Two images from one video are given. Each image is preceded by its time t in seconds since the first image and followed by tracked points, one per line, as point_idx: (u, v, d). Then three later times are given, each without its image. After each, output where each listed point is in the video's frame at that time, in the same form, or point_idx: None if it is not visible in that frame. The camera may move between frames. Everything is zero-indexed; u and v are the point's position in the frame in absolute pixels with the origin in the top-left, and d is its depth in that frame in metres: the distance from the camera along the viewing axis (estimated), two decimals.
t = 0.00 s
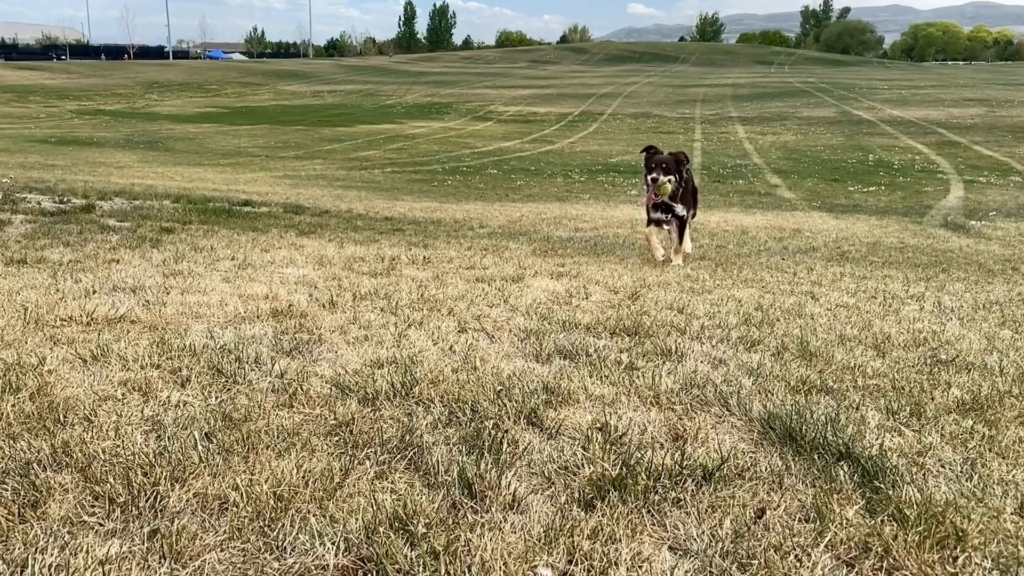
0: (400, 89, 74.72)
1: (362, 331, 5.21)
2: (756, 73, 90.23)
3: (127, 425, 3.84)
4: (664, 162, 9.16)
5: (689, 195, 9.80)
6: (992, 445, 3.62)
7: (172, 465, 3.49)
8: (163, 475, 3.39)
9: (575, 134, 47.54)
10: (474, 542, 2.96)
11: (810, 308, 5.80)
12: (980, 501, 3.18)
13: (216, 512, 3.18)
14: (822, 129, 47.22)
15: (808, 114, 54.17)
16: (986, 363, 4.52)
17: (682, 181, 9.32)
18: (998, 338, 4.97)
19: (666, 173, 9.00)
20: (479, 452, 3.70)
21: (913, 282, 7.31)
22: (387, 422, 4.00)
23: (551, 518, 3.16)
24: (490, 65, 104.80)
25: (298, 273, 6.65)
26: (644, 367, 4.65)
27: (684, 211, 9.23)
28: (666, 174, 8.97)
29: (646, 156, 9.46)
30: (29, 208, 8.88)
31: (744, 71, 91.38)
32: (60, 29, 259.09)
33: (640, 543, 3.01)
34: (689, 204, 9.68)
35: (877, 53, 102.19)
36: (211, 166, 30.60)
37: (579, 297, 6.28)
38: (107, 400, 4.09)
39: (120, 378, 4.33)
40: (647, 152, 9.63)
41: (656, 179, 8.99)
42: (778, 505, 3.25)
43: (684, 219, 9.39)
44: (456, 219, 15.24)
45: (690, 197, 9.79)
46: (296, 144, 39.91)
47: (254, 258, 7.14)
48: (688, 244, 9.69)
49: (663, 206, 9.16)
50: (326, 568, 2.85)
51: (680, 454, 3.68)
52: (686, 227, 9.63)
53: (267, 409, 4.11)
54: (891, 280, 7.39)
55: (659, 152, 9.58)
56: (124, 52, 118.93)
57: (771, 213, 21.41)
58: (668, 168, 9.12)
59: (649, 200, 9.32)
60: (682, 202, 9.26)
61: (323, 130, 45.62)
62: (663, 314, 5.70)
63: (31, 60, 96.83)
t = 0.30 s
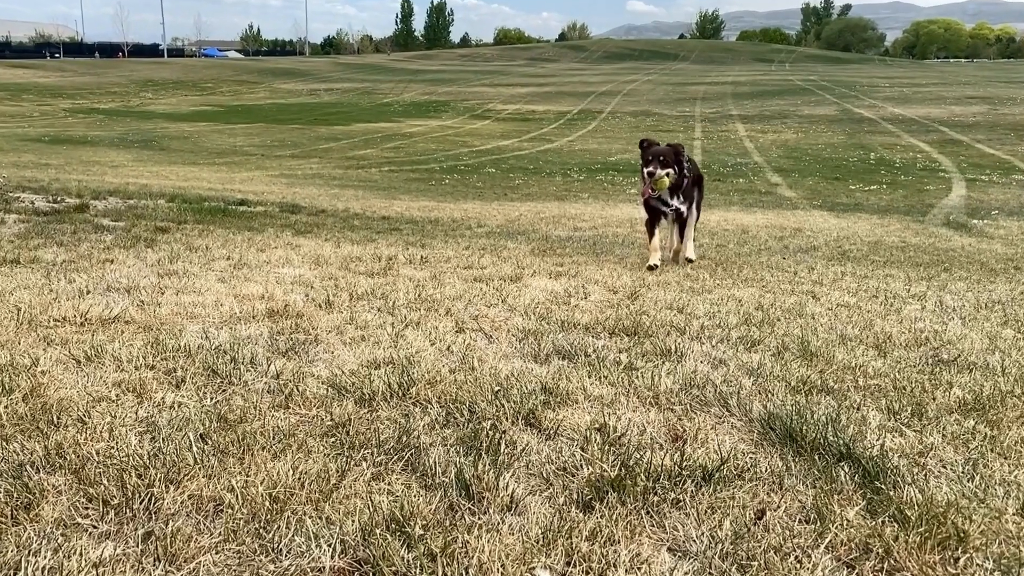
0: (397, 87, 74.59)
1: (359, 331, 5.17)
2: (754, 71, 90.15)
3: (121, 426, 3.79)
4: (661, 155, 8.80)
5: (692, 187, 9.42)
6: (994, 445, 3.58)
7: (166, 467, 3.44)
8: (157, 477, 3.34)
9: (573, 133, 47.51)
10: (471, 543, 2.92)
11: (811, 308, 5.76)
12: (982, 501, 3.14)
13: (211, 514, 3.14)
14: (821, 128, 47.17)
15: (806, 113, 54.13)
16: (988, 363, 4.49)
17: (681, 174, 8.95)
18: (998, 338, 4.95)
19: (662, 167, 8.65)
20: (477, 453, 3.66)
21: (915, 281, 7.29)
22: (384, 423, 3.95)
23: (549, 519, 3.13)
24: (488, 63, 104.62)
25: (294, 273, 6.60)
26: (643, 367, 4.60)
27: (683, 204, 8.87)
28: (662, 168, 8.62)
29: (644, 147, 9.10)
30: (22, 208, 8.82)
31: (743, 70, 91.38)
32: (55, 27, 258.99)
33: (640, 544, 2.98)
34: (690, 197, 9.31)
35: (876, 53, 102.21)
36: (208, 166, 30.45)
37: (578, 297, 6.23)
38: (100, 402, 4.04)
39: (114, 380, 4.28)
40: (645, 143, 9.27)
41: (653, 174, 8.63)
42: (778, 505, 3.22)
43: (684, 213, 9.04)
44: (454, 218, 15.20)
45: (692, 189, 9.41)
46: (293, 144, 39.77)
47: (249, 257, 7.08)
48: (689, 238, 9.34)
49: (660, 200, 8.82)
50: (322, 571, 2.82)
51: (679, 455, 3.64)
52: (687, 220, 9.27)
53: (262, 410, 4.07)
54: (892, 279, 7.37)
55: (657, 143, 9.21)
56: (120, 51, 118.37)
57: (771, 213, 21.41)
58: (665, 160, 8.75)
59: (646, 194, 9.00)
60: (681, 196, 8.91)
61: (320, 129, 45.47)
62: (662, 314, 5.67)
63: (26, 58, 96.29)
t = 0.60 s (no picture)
0: (395, 85, 74.45)
1: (356, 332, 5.13)
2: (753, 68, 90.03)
3: (116, 428, 3.75)
4: (658, 157, 8.57)
5: (692, 188, 9.18)
6: (995, 446, 3.55)
7: (162, 469, 3.41)
8: (153, 479, 3.31)
9: (572, 131, 47.43)
10: (469, 546, 2.89)
11: (811, 308, 5.72)
12: (984, 503, 3.11)
13: (207, 517, 3.10)
14: (821, 125, 47.08)
15: (805, 111, 54.06)
16: (990, 363, 4.46)
17: (680, 175, 8.72)
18: (1001, 338, 4.91)
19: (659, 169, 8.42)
20: (475, 455, 3.63)
21: (917, 281, 7.26)
22: (381, 425, 3.91)
23: (547, 522, 3.09)
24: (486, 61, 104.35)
25: (290, 273, 6.57)
26: (642, 368, 4.57)
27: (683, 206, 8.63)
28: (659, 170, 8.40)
29: (640, 150, 8.89)
30: (15, 208, 8.78)
31: (743, 67, 91.26)
32: (51, 25, 258.23)
33: (639, 546, 2.95)
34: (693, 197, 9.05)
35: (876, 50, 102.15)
36: (205, 165, 30.30)
37: (577, 297, 6.20)
38: (96, 404, 4.00)
39: (110, 381, 4.24)
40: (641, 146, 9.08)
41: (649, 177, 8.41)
42: (778, 507, 3.19)
43: (686, 216, 8.80)
44: (453, 218, 15.16)
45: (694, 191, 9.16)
46: (290, 142, 39.64)
47: (245, 258, 7.05)
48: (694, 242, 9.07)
49: (660, 203, 8.58)
50: (319, 574, 2.79)
51: (679, 456, 3.61)
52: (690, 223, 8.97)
53: (258, 412, 4.03)
54: (894, 279, 7.34)
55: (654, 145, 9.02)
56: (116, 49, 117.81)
57: (772, 211, 21.37)
58: (662, 162, 8.51)
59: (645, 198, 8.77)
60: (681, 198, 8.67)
61: (317, 128, 45.34)
62: (662, 314, 5.64)
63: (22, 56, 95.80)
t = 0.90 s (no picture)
0: (394, 84, 74.38)
1: (354, 333, 5.08)
2: (753, 66, 89.96)
3: (112, 431, 3.71)
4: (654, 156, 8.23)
5: (689, 186, 8.87)
6: (999, 447, 3.51)
7: (158, 472, 3.36)
8: (149, 482, 3.26)
9: (572, 130, 47.38)
10: (468, 549, 2.86)
11: (813, 308, 5.68)
12: (987, 504, 3.08)
13: (204, 520, 3.07)
14: (821, 124, 47.06)
15: (805, 109, 54.01)
16: (993, 363, 4.42)
17: (677, 175, 8.40)
18: (1004, 338, 4.88)
19: (655, 170, 8.10)
20: (474, 457, 3.58)
21: (921, 280, 7.23)
22: (379, 427, 3.87)
23: (548, 523, 3.06)
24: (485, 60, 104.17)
25: (288, 273, 6.53)
26: (643, 368, 4.53)
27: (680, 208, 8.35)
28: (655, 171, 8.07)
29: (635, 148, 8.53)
30: (10, 208, 8.74)
31: (743, 65, 91.21)
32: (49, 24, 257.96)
33: (640, 548, 2.91)
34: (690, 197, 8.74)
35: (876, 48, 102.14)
36: (203, 165, 30.20)
37: (577, 297, 6.17)
38: (91, 406, 3.96)
39: (105, 383, 4.20)
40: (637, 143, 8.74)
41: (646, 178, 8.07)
42: (780, 509, 3.16)
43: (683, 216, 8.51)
44: (452, 218, 15.12)
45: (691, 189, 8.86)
46: (288, 142, 39.53)
47: (242, 258, 7.01)
48: (690, 242, 8.80)
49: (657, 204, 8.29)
50: None
51: (680, 458, 3.57)
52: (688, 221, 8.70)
53: (256, 414, 3.99)
54: (898, 278, 7.31)
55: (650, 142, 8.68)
56: (113, 47, 117.41)
57: (774, 211, 21.34)
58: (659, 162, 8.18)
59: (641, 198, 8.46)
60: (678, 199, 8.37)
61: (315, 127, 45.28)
62: (662, 314, 5.60)
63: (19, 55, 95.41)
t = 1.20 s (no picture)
0: (393, 83, 74.28)
1: (354, 334, 5.05)
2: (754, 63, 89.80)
3: (110, 433, 3.68)
4: (649, 154, 7.83)
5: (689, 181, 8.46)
6: (1004, 448, 3.48)
7: (158, 474, 3.34)
8: (148, 484, 3.24)
9: (573, 128, 47.33)
10: (470, 551, 2.84)
11: (817, 308, 5.65)
12: (992, 506, 3.05)
13: (203, 523, 3.04)
14: (823, 122, 46.97)
15: (806, 107, 53.90)
16: (998, 363, 4.39)
17: (675, 173, 8.05)
18: (1009, 338, 4.85)
19: (651, 169, 7.75)
20: (475, 459, 3.56)
21: (924, 280, 7.22)
22: (380, 429, 3.84)
23: (550, 526, 3.03)
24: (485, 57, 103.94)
25: (287, 274, 6.50)
26: (645, 370, 4.49)
27: (679, 206, 8.00)
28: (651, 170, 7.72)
29: (629, 148, 8.13)
30: (7, 209, 8.73)
31: (745, 62, 91.10)
32: (46, 22, 257.94)
33: (642, 552, 2.89)
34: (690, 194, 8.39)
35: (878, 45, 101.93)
36: (203, 164, 30.11)
37: (577, 297, 6.14)
38: (90, 408, 3.93)
39: (104, 386, 4.16)
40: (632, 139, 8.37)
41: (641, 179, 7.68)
42: (784, 511, 3.13)
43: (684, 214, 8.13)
44: (452, 218, 15.09)
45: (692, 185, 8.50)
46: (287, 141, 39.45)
47: (241, 258, 6.99)
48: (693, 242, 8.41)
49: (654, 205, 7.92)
50: None
51: (682, 460, 3.53)
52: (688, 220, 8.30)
53: (255, 416, 3.95)
54: (902, 278, 7.29)
55: (647, 138, 8.31)
56: (111, 46, 117.20)
57: (778, 210, 21.32)
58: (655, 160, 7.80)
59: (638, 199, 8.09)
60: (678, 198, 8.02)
61: (315, 126, 45.21)
62: (665, 315, 5.57)
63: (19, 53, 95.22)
